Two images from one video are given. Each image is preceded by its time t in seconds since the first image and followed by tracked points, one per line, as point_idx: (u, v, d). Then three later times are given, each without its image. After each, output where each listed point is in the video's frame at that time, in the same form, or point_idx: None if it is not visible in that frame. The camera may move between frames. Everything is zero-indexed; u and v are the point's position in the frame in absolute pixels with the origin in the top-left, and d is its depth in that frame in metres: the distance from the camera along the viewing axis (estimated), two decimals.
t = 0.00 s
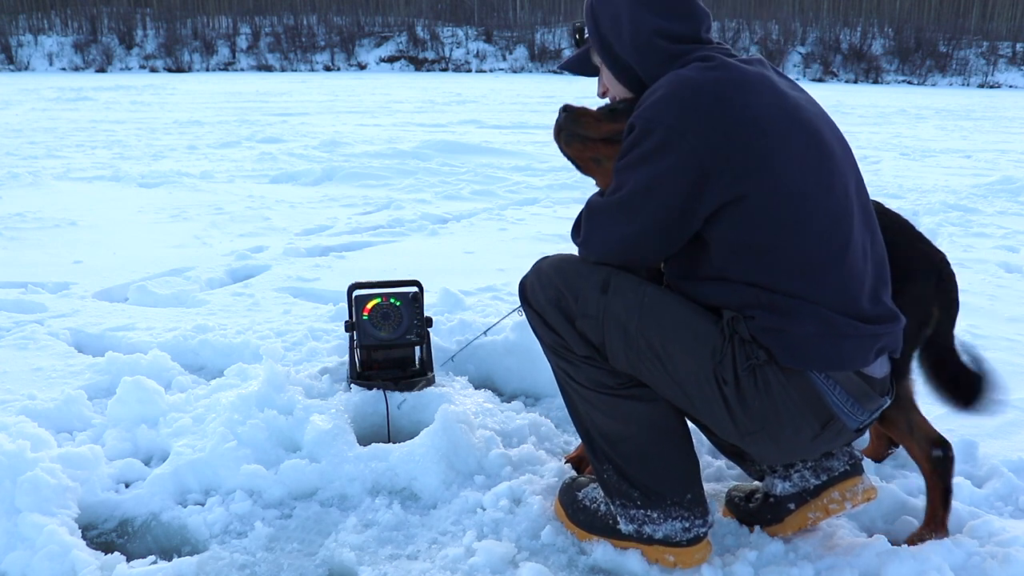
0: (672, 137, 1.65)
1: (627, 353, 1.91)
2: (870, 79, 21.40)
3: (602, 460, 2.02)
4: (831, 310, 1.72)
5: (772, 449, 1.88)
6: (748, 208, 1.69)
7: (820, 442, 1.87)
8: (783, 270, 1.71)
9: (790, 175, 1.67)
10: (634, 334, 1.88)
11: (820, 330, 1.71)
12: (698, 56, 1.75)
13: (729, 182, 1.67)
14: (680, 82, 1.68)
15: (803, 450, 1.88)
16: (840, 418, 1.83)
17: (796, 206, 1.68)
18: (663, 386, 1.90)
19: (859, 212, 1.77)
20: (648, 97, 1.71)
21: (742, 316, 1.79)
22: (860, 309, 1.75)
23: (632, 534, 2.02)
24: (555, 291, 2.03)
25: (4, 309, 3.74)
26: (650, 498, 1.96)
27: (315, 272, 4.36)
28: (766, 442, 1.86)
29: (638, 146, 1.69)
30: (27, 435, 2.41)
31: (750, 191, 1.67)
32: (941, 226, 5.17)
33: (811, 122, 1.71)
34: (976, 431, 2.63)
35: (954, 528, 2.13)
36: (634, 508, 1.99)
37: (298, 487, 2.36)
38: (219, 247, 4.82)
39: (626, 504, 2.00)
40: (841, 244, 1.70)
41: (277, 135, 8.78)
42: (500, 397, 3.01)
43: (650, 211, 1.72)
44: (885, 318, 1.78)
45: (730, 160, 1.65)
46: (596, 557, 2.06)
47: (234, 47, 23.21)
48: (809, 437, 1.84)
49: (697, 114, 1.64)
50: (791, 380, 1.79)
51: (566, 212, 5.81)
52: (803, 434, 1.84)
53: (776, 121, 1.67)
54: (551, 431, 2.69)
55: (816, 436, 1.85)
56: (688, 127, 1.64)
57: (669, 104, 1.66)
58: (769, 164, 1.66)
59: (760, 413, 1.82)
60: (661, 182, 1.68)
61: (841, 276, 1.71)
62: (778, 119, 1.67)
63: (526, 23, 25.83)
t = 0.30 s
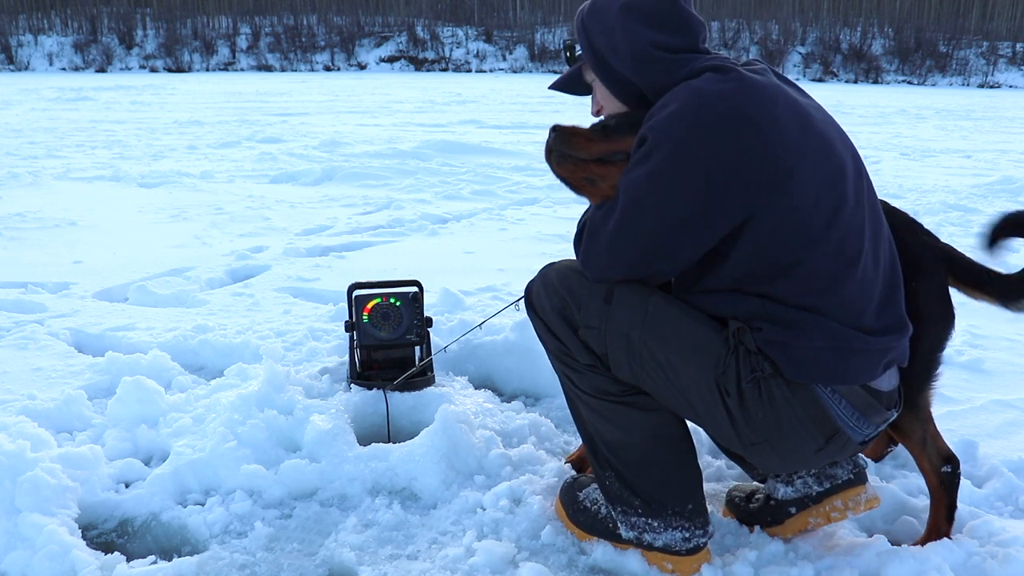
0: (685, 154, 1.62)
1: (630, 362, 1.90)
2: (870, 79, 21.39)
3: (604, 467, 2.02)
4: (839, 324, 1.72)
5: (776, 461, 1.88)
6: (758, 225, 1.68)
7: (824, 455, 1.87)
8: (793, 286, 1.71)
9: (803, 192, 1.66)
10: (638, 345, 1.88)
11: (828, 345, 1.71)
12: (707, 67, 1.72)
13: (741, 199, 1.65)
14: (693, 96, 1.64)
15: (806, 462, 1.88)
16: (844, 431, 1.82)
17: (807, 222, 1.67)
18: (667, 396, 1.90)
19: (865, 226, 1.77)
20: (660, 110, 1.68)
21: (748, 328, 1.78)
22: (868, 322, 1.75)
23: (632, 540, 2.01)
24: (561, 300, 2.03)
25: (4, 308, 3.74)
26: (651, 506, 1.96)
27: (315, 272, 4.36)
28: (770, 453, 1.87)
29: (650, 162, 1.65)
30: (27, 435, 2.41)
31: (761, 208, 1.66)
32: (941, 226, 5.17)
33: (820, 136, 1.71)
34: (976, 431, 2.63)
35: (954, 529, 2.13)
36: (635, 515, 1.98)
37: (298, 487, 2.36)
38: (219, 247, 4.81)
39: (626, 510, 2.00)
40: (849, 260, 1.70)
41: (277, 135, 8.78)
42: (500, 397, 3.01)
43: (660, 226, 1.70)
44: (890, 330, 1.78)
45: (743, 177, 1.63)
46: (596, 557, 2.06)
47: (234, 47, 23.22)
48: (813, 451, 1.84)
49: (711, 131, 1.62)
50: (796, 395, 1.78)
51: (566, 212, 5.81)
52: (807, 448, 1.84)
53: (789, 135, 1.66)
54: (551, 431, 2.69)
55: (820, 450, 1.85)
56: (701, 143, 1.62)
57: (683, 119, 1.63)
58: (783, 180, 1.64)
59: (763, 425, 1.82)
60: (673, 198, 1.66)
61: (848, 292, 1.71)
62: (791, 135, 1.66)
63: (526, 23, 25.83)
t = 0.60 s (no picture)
0: (687, 163, 1.62)
1: (633, 359, 1.90)
2: (870, 79, 21.39)
3: (605, 466, 2.02)
4: (844, 319, 1.72)
5: (781, 455, 1.88)
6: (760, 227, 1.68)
7: (829, 449, 1.87)
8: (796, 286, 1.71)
9: (804, 193, 1.65)
10: (640, 342, 1.88)
11: (834, 339, 1.71)
12: (702, 70, 1.70)
13: (745, 205, 1.65)
14: (691, 104, 1.63)
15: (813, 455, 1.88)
16: (850, 424, 1.83)
17: (808, 222, 1.67)
18: (670, 391, 1.89)
19: (865, 221, 1.77)
20: (658, 120, 1.67)
21: (752, 323, 1.78)
22: (871, 314, 1.76)
23: (633, 539, 2.01)
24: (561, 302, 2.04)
25: (4, 309, 3.74)
26: (652, 505, 1.96)
27: (315, 272, 4.36)
28: (775, 446, 1.87)
29: (652, 173, 1.65)
30: (27, 435, 2.41)
31: (764, 212, 1.65)
32: (941, 226, 5.17)
33: (818, 133, 1.70)
34: (976, 431, 2.63)
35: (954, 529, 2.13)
36: (636, 515, 1.99)
37: (298, 487, 2.36)
38: (219, 247, 4.81)
39: (627, 510, 2.00)
40: (850, 256, 1.71)
41: (278, 135, 8.78)
42: (500, 397, 3.01)
43: (664, 234, 1.70)
44: (892, 320, 1.79)
45: (746, 182, 1.63)
46: (596, 557, 2.06)
47: (234, 47, 23.22)
48: (818, 443, 1.84)
49: (712, 140, 1.61)
50: (801, 387, 1.79)
51: (566, 212, 5.81)
52: (813, 440, 1.84)
53: (788, 137, 1.64)
54: (551, 431, 2.69)
55: (825, 443, 1.85)
56: (702, 152, 1.62)
57: (683, 129, 1.62)
58: (785, 183, 1.63)
59: (769, 417, 1.82)
60: (676, 208, 1.66)
61: (852, 287, 1.71)
62: (790, 136, 1.65)
63: (526, 23, 25.83)
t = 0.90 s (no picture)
0: (696, 160, 1.62)
1: (638, 358, 1.90)
2: (870, 79, 21.39)
3: (608, 463, 2.02)
4: (849, 317, 1.72)
5: (787, 454, 1.88)
6: (767, 227, 1.68)
7: (835, 449, 1.87)
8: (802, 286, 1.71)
9: (810, 191, 1.66)
10: (646, 341, 1.87)
11: (841, 339, 1.71)
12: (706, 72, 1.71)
13: (752, 203, 1.65)
14: (698, 103, 1.64)
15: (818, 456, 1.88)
16: (855, 425, 1.82)
17: (814, 221, 1.67)
18: (675, 390, 1.89)
19: (867, 221, 1.78)
20: (665, 120, 1.67)
21: (759, 322, 1.78)
22: (875, 314, 1.76)
23: (632, 538, 2.01)
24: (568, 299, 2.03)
25: (4, 309, 3.74)
26: (653, 503, 1.96)
27: (315, 272, 4.36)
28: (781, 446, 1.87)
29: (661, 172, 1.64)
30: (27, 435, 2.41)
31: (770, 211, 1.65)
32: (941, 226, 5.17)
33: (820, 135, 1.72)
34: (976, 431, 2.63)
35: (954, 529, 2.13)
36: (636, 513, 1.99)
37: (298, 487, 2.36)
38: (219, 247, 4.81)
39: (627, 508, 2.00)
40: (853, 256, 1.72)
41: (277, 135, 8.78)
42: (500, 397, 3.01)
43: (672, 233, 1.69)
44: (896, 319, 1.79)
45: (754, 180, 1.63)
46: (596, 557, 2.06)
47: (234, 47, 23.22)
48: (825, 444, 1.84)
49: (719, 138, 1.62)
50: (808, 389, 1.79)
51: (566, 212, 5.81)
52: (819, 441, 1.84)
53: (794, 136, 1.65)
54: (551, 431, 2.69)
55: (831, 444, 1.85)
56: (711, 150, 1.62)
57: (692, 127, 1.62)
58: (792, 181, 1.64)
59: (774, 417, 1.82)
60: (685, 207, 1.66)
61: (857, 286, 1.72)
62: (796, 135, 1.66)
63: (526, 23, 25.83)
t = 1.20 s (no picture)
0: (698, 161, 1.62)
1: (640, 356, 1.90)
2: (870, 79, 21.39)
3: (609, 462, 2.02)
4: (851, 315, 1.72)
5: (788, 454, 1.88)
6: (770, 226, 1.68)
7: (836, 450, 1.87)
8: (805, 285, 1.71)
9: (812, 191, 1.66)
10: (649, 340, 1.87)
11: (844, 338, 1.71)
12: (706, 74, 1.72)
13: (754, 203, 1.65)
14: (701, 104, 1.64)
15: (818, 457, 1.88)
16: (857, 426, 1.82)
17: (816, 220, 1.67)
18: (677, 390, 1.89)
19: (867, 219, 1.78)
20: (667, 121, 1.67)
21: (762, 322, 1.78)
22: (878, 313, 1.76)
23: (632, 537, 2.01)
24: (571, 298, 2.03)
25: (3, 309, 3.74)
26: (653, 502, 1.96)
27: (315, 272, 4.36)
28: (782, 446, 1.87)
29: (663, 174, 1.64)
30: (27, 435, 2.41)
31: (773, 211, 1.65)
32: (941, 226, 5.17)
33: (820, 135, 1.72)
34: (976, 431, 2.63)
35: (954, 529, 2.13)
36: (637, 512, 1.99)
37: (298, 487, 2.36)
38: (219, 247, 4.81)
39: (627, 507, 2.00)
40: (855, 254, 1.72)
41: (277, 135, 8.78)
42: (500, 397, 3.01)
43: (675, 234, 1.69)
44: (897, 317, 1.79)
45: (756, 180, 1.63)
46: (596, 557, 2.06)
47: (234, 47, 23.22)
48: (826, 444, 1.84)
49: (721, 139, 1.62)
50: (810, 388, 1.79)
51: (566, 212, 5.81)
52: (820, 441, 1.84)
53: (795, 135, 1.65)
54: (551, 431, 2.69)
55: (832, 444, 1.84)
56: (714, 150, 1.62)
57: (694, 129, 1.62)
58: (793, 181, 1.64)
59: (776, 416, 1.82)
60: (688, 209, 1.66)
61: (858, 284, 1.72)
62: (797, 135, 1.66)
63: (525, 23, 25.83)
